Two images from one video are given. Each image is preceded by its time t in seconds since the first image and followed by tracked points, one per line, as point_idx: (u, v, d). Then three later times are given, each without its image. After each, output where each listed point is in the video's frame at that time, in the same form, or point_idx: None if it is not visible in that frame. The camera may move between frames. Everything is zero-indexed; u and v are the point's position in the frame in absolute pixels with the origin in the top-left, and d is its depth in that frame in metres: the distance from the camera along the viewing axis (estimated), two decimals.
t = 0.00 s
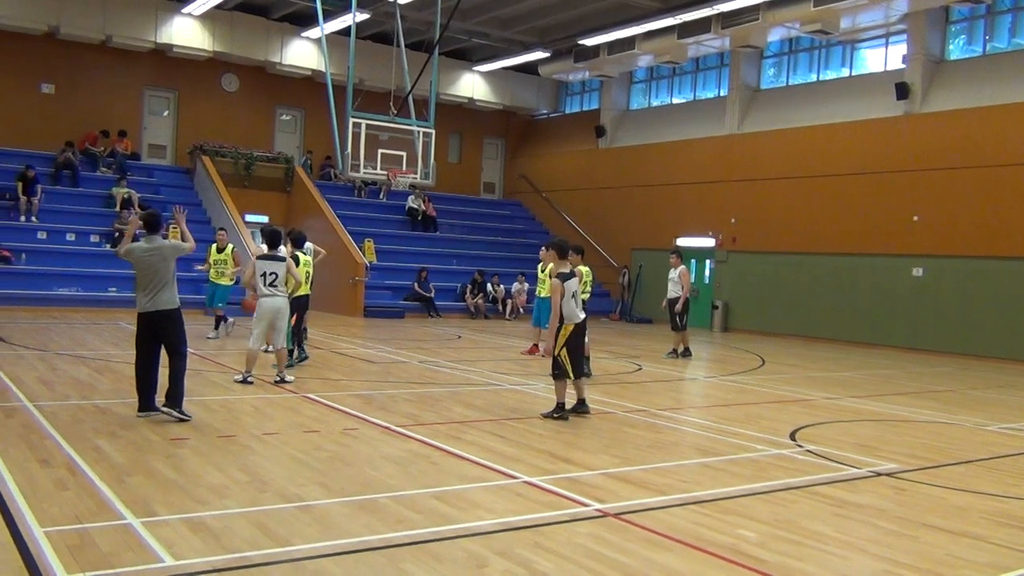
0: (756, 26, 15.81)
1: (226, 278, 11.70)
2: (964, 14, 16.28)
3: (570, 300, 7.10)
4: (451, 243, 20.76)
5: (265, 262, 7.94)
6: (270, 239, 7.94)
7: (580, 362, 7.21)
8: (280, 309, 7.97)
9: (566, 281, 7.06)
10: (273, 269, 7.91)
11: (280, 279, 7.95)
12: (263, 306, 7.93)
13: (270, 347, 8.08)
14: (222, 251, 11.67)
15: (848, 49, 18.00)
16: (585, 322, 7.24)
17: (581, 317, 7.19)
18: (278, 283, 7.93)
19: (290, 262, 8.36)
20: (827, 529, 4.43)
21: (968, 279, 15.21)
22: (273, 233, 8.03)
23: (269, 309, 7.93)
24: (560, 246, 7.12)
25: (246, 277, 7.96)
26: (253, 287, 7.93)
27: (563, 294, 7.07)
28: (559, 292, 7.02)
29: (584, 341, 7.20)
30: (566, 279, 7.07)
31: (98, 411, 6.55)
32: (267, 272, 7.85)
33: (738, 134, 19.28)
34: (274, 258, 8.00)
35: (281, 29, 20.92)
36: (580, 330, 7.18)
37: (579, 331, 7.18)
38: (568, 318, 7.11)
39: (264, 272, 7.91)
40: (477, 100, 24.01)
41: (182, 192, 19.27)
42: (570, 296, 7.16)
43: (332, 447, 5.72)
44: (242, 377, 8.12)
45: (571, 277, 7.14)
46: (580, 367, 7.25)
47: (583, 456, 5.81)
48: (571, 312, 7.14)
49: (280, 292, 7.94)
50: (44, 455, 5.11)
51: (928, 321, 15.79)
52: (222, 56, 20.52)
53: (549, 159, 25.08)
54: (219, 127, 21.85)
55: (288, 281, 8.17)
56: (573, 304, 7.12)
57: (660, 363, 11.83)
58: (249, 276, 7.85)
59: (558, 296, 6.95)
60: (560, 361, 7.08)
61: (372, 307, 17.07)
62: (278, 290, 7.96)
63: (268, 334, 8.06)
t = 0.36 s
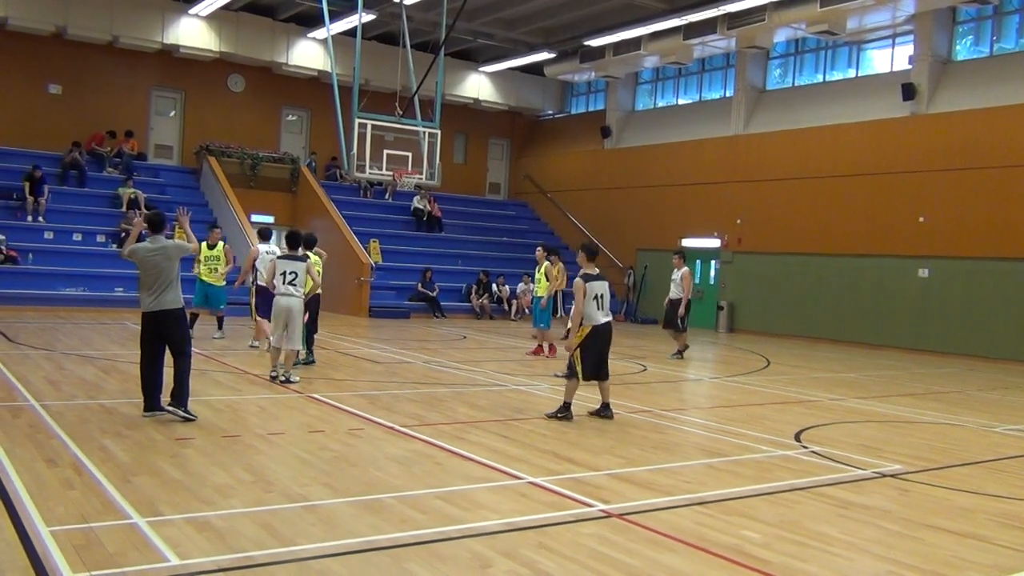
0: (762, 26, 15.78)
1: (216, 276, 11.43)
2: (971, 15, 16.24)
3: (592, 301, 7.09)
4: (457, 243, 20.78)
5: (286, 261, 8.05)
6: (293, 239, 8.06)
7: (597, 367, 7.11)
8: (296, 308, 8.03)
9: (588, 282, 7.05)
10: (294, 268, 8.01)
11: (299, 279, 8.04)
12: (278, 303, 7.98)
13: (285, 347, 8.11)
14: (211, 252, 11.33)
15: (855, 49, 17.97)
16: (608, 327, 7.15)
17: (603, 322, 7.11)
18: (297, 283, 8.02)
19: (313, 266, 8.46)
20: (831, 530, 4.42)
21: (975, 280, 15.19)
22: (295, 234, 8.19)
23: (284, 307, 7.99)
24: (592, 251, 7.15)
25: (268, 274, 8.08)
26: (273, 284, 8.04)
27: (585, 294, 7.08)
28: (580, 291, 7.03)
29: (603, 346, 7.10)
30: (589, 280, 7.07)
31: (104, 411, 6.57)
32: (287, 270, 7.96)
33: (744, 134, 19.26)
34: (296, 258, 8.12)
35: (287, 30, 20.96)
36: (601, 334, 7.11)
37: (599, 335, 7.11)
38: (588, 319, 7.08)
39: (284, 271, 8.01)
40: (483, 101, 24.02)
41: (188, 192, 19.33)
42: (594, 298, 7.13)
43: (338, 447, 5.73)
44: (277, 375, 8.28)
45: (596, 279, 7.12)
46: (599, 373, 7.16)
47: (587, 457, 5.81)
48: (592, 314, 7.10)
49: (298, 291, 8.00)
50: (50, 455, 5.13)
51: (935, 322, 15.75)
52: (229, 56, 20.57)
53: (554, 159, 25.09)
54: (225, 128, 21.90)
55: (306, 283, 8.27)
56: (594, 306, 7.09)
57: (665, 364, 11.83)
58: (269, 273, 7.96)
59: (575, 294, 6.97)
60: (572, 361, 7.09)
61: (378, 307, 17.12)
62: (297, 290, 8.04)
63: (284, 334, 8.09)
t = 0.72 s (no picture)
0: (763, 25, 15.76)
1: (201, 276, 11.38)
2: (973, 13, 16.19)
3: (614, 300, 7.11)
4: (458, 243, 20.77)
5: (289, 263, 8.09)
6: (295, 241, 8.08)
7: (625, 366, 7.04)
8: (301, 309, 8.09)
9: (610, 280, 7.17)
10: (297, 269, 8.04)
11: (303, 280, 8.07)
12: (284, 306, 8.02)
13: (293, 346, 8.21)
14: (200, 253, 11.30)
15: (856, 48, 17.94)
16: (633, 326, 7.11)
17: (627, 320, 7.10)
18: (301, 283, 8.06)
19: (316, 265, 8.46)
20: (833, 529, 4.42)
21: (977, 279, 15.18)
22: (298, 234, 8.19)
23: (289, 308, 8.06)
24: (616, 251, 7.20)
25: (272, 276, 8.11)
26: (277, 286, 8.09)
27: (607, 294, 7.15)
28: (601, 291, 7.16)
29: (629, 345, 7.05)
30: (611, 279, 7.14)
31: (106, 411, 6.57)
32: (290, 272, 8.00)
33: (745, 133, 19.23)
34: (298, 259, 8.14)
35: (288, 30, 20.97)
36: (626, 333, 7.09)
37: (624, 334, 7.09)
38: (612, 319, 7.11)
39: (287, 273, 8.04)
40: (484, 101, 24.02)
41: (189, 193, 19.34)
42: (618, 298, 7.14)
43: (339, 448, 5.73)
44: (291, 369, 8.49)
45: (619, 279, 7.16)
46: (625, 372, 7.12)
47: (589, 456, 5.80)
48: (617, 313, 7.11)
49: (303, 291, 8.05)
50: (52, 455, 5.14)
51: (936, 321, 15.75)
52: (230, 57, 20.57)
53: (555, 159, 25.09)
54: (226, 128, 21.91)
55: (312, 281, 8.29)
56: (618, 305, 7.10)
57: (667, 363, 11.82)
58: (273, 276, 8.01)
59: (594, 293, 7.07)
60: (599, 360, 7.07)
61: (380, 307, 17.10)
62: (301, 290, 8.08)
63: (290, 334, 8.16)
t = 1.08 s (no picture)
0: (763, 23, 15.77)
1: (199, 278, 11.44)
2: (972, 10, 16.18)
3: (639, 299, 7.08)
4: (458, 242, 20.78)
5: (297, 261, 8.11)
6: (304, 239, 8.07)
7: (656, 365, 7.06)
8: (313, 307, 8.15)
9: (631, 280, 7.11)
10: (306, 268, 8.09)
11: (312, 279, 8.12)
12: (294, 304, 8.08)
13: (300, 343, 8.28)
14: (195, 254, 11.20)
15: (855, 46, 17.94)
16: (659, 324, 7.10)
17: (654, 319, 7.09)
18: (311, 282, 8.12)
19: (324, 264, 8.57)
20: (834, 526, 4.42)
21: (976, 276, 15.19)
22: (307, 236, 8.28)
23: (302, 307, 8.10)
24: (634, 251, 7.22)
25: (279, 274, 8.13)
26: (287, 286, 8.12)
27: (630, 295, 7.10)
28: (622, 292, 7.09)
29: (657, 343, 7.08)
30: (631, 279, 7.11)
31: (106, 411, 6.57)
32: (299, 270, 8.02)
33: (745, 131, 19.22)
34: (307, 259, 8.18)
35: (287, 30, 20.97)
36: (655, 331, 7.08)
37: (652, 333, 7.08)
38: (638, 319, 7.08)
39: (296, 272, 8.07)
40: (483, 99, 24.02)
41: (189, 192, 19.33)
42: (640, 296, 7.12)
43: (340, 447, 5.73)
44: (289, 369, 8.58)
45: (639, 279, 7.14)
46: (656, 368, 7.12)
47: (590, 454, 5.80)
48: (642, 313, 7.09)
49: (315, 289, 8.13)
50: (52, 455, 5.14)
51: (937, 318, 15.75)
52: (229, 57, 20.56)
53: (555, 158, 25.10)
54: (225, 127, 21.90)
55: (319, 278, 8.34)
56: (642, 304, 7.08)
57: (667, 361, 11.82)
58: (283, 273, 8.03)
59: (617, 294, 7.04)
60: (632, 360, 6.99)
61: (380, 305, 17.12)
62: (310, 289, 8.15)
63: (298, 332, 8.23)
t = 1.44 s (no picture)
0: (762, 21, 15.80)
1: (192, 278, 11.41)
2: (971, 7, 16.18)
3: (651, 298, 7.11)
4: (458, 240, 20.80)
5: (318, 263, 8.55)
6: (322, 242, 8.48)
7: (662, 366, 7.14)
8: (335, 306, 8.63)
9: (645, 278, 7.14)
10: (326, 269, 8.52)
11: (333, 279, 8.57)
12: (318, 304, 8.54)
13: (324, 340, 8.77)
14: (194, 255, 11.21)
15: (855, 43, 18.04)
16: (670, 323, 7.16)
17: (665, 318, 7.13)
18: (332, 282, 8.58)
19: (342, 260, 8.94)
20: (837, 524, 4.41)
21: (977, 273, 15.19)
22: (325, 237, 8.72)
23: (326, 306, 8.58)
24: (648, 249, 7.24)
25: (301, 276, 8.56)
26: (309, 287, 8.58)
27: (643, 292, 7.13)
28: (638, 289, 7.08)
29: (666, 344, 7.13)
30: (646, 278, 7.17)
31: (108, 410, 6.58)
32: (321, 271, 8.47)
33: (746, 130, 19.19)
34: (327, 260, 8.63)
35: (288, 29, 20.97)
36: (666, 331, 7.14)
37: (660, 333, 7.12)
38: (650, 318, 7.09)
39: (318, 273, 8.52)
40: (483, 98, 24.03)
41: (189, 192, 19.34)
42: (652, 295, 7.18)
43: (342, 446, 5.73)
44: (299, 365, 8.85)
45: (653, 277, 7.22)
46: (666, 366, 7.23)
47: (592, 453, 5.81)
48: (652, 311, 7.11)
49: (336, 289, 8.60)
50: (54, 455, 5.14)
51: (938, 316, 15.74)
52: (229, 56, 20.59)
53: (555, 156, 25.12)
54: (225, 126, 21.91)
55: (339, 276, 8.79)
56: (654, 302, 7.11)
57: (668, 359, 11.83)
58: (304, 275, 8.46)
59: (635, 292, 7.03)
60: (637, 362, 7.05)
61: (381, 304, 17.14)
62: (332, 289, 8.61)
63: (322, 330, 8.72)
